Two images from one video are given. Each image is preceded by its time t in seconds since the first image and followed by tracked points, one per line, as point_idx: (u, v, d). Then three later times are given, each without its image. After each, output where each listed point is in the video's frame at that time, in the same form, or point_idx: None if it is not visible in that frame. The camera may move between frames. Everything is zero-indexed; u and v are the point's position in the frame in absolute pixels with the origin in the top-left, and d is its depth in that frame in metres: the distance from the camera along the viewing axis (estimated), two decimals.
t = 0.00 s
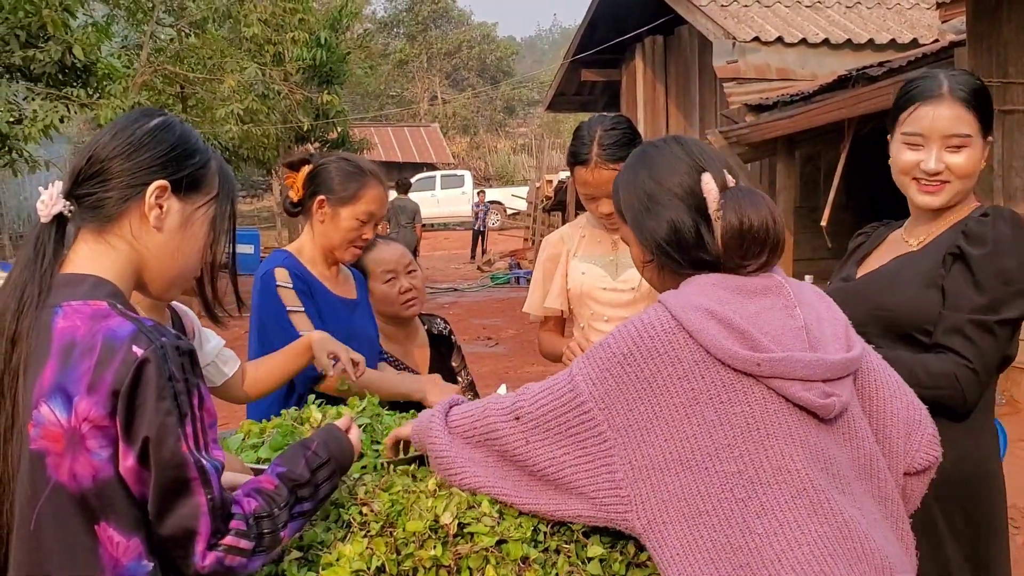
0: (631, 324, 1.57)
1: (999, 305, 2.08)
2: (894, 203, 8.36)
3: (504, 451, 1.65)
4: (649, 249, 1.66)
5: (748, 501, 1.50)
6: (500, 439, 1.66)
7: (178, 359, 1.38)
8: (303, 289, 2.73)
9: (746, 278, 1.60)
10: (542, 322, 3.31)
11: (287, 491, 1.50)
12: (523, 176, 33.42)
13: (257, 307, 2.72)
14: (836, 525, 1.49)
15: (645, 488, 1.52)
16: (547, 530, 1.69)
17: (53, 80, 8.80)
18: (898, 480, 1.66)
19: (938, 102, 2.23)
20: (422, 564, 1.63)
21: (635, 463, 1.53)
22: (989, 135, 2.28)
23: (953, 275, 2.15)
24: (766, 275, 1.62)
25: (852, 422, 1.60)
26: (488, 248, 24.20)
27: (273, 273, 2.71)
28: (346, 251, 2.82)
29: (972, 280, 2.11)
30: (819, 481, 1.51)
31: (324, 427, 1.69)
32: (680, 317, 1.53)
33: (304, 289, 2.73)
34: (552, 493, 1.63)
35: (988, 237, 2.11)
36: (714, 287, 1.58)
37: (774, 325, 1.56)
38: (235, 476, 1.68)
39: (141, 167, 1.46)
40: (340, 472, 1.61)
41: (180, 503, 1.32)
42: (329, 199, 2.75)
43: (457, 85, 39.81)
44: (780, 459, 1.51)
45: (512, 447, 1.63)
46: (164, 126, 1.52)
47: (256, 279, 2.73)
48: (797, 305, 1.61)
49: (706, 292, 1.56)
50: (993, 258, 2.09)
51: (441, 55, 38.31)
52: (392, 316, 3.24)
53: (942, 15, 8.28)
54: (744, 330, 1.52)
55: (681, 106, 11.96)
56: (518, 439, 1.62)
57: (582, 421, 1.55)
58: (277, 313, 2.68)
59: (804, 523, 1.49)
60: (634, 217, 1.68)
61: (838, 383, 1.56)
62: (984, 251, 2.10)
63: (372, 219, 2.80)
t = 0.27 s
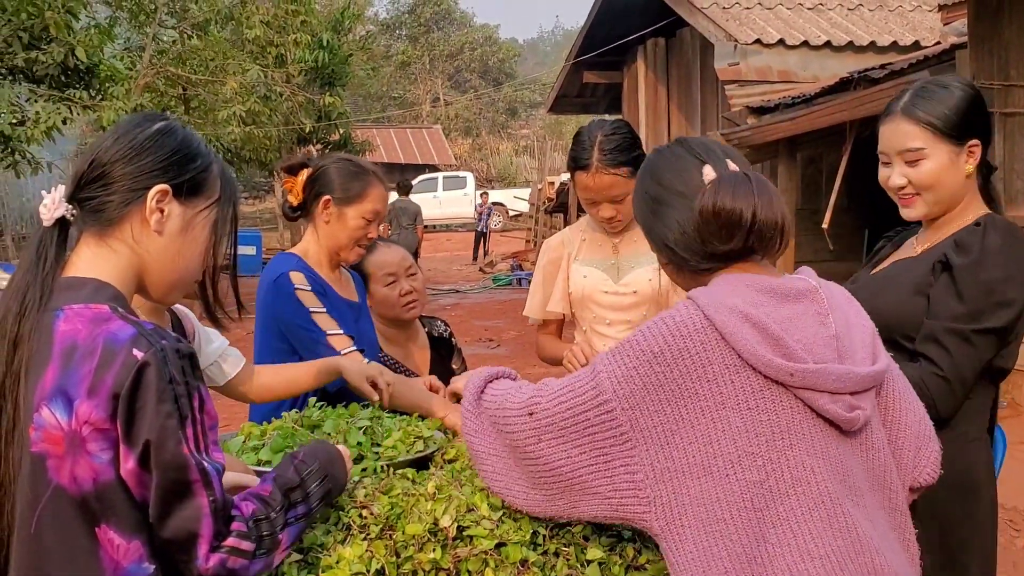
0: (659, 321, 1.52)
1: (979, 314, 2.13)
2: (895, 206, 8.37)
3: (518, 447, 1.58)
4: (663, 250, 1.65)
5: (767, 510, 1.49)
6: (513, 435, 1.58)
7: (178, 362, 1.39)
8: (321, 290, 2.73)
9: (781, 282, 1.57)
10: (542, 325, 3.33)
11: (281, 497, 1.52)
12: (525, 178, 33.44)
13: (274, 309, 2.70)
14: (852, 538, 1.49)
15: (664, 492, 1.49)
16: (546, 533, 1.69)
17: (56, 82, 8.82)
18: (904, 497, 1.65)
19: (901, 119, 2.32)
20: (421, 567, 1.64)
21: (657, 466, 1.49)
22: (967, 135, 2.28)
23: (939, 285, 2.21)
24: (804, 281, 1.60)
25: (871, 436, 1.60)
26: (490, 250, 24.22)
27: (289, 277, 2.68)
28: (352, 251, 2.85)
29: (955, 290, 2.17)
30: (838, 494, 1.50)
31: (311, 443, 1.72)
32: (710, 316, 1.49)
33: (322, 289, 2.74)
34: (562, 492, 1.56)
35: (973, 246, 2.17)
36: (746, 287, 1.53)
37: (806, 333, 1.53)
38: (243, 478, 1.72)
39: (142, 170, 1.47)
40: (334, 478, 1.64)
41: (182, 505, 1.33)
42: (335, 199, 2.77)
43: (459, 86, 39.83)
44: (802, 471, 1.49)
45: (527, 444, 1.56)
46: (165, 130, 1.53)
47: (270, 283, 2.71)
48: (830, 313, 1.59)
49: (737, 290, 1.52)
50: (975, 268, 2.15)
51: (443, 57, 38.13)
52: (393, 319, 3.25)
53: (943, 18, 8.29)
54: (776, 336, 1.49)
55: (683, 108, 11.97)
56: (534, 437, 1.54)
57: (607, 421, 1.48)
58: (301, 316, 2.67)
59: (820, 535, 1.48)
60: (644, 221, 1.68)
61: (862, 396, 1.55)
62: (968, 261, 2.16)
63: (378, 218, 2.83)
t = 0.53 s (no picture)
0: (700, 320, 1.48)
1: (971, 314, 2.13)
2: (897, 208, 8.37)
3: (545, 442, 1.51)
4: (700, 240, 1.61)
5: (792, 519, 1.47)
6: (539, 429, 1.52)
7: (187, 362, 1.39)
8: (309, 291, 2.73)
9: (826, 286, 1.53)
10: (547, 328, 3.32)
11: (282, 497, 1.53)
12: (526, 179, 33.44)
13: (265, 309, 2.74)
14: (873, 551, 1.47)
15: (693, 495, 1.47)
16: (548, 534, 1.72)
17: (58, 83, 8.85)
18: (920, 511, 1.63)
19: (895, 119, 2.33)
20: (424, 567, 1.64)
21: (688, 468, 1.46)
22: (962, 134, 2.27)
23: (933, 290, 2.23)
24: (848, 287, 1.57)
25: (900, 451, 1.58)
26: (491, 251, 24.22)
27: (282, 277, 2.71)
28: (355, 252, 2.85)
29: (947, 293, 2.18)
30: (864, 505, 1.48)
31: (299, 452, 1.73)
32: (755, 317, 1.46)
33: (310, 290, 2.73)
34: (585, 490, 1.51)
35: (965, 247, 2.19)
36: (789, 289, 1.50)
37: (848, 341, 1.50)
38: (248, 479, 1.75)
39: (152, 172, 1.47)
40: (327, 480, 1.65)
41: (192, 505, 1.34)
42: (341, 198, 2.77)
43: (461, 87, 39.82)
44: (831, 481, 1.47)
45: (554, 440, 1.50)
46: (175, 132, 1.54)
47: (265, 282, 2.75)
48: (872, 322, 1.56)
49: (780, 291, 1.49)
50: (963, 270, 2.16)
51: (445, 59, 37.92)
52: (395, 320, 3.27)
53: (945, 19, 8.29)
54: (819, 345, 1.46)
55: (685, 110, 11.98)
56: (563, 432, 1.48)
57: (642, 419, 1.44)
58: (285, 319, 2.70)
59: (847, 548, 1.46)
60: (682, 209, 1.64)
61: (897, 411, 1.53)
62: (958, 261, 2.18)
63: (383, 220, 2.83)
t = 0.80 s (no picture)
0: (740, 322, 1.45)
1: (955, 315, 2.13)
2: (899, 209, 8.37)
3: (575, 444, 1.46)
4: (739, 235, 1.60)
5: (820, 529, 1.46)
6: (569, 430, 1.47)
7: (194, 359, 1.40)
8: (305, 290, 2.74)
9: (865, 293, 1.51)
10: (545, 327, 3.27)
11: (284, 495, 1.54)
12: (528, 179, 33.45)
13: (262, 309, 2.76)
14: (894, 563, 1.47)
15: (725, 502, 1.45)
16: (551, 532, 1.74)
17: (61, 82, 8.84)
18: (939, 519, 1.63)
19: (877, 121, 2.32)
20: (428, 564, 1.64)
21: (719, 474, 1.44)
22: (943, 132, 2.25)
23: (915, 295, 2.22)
24: (889, 294, 1.55)
25: (925, 463, 1.57)
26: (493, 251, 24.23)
27: (278, 275, 2.73)
28: (354, 250, 2.86)
29: (929, 294, 2.18)
30: (889, 517, 1.48)
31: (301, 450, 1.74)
32: (796, 322, 1.43)
33: (308, 289, 2.74)
34: (613, 493, 1.47)
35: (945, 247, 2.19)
36: (830, 293, 1.48)
37: (885, 351, 1.48)
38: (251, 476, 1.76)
39: (161, 170, 1.48)
40: (329, 477, 1.66)
41: (198, 502, 1.34)
42: (339, 197, 2.79)
43: (462, 87, 39.82)
44: (859, 492, 1.47)
45: (586, 443, 1.45)
46: (184, 131, 1.54)
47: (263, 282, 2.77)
48: (912, 331, 1.54)
49: (824, 297, 1.47)
50: (942, 271, 2.17)
51: (446, 58, 38.10)
52: (397, 318, 3.30)
53: (947, 20, 8.30)
54: (858, 354, 1.44)
55: (686, 110, 11.99)
56: (597, 435, 1.44)
57: (679, 423, 1.41)
58: (279, 318, 2.71)
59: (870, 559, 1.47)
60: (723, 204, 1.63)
61: (927, 425, 1.52)
62: (937, 262, 2.18)
63: (380, 216, 2.85)
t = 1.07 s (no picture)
0: (759, 323, 1.43)
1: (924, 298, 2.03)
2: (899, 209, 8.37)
3: (596, 447, 1.46)
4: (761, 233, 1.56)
5: (841, 532, 1.45)
6: (590, 435, 1.47)
7: (200, 356, 1.42)
8: (303, 288, 2.74)
9: (887, 296, 1.49)
10: (546, 326, 3.26)
11: (287, 493, 1.53)
12: (528, 179, 33.46)
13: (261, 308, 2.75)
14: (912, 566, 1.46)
15: (747, 505, 1.44)
16: (552, 528, 1.75)
17: (62, 80, 8.85)
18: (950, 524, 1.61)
19: (868, 120, 2.26)
20: (428, 560, 1.66)
21: (739, 478, 1.43)
22: (932, 130, 2.17)
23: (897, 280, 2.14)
24: (911, 298, 1.53)
25: (938, 468, 1.55)
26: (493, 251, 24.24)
27: (275, 273, 2.74)
28: (351, 249, 2.88)
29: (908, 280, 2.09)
30: (906, 521, 1.47)
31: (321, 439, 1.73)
32: (816, 325, 1.41)
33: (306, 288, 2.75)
34: (635, 497, 1.47)
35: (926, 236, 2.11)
36: (852, 295, 1.45)
37: (903, 356, 1.46)
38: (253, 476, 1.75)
39: (167, 168, 1.49)
40: (342, 470, 1.64)
41: (193, 497, 1.35)
42: (336, 195, 2.80)
43: (463, 87, 39.80)
44: (878, 495, 1.46)
45: (607, 448, 1.44)
46: (190, 129, 1.55)
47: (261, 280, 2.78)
48: (931, 337, 1.52)
49: (847, 299, 1.44)
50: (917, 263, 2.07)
51: (447, 58, 38.14)
52: (398, 318, 3.33)
53: (947, 21, 8.30)
54: (876, 358, 1.42)
55: (687, 110, 12.00)
56: (619, 440, 1.43)
57: (700, 427, 1.41)
58: (277, 315, 2.70)
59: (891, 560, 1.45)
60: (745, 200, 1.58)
61: (942, 430, 1.50)
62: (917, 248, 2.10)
63: (378, 214, 2.87)
